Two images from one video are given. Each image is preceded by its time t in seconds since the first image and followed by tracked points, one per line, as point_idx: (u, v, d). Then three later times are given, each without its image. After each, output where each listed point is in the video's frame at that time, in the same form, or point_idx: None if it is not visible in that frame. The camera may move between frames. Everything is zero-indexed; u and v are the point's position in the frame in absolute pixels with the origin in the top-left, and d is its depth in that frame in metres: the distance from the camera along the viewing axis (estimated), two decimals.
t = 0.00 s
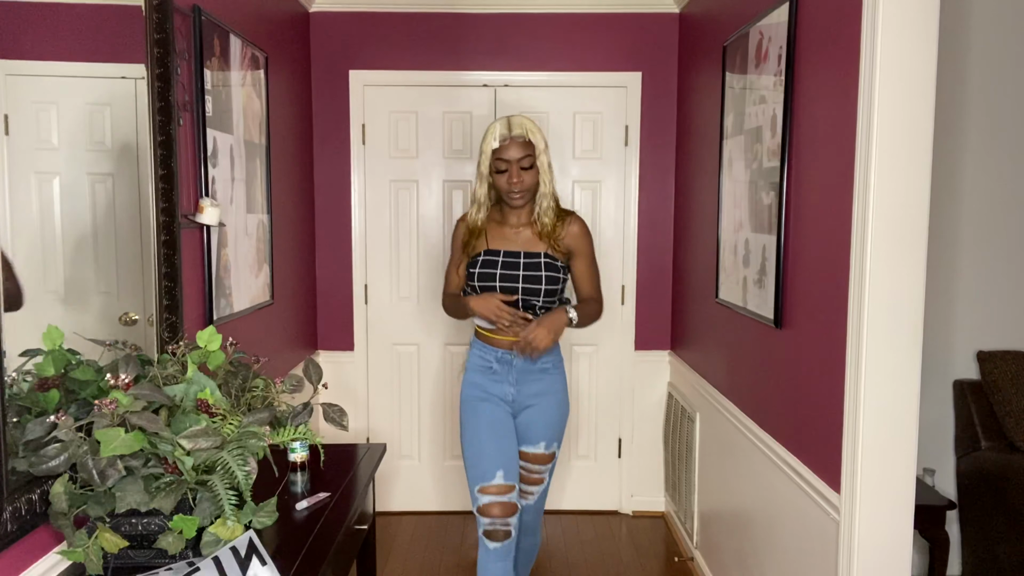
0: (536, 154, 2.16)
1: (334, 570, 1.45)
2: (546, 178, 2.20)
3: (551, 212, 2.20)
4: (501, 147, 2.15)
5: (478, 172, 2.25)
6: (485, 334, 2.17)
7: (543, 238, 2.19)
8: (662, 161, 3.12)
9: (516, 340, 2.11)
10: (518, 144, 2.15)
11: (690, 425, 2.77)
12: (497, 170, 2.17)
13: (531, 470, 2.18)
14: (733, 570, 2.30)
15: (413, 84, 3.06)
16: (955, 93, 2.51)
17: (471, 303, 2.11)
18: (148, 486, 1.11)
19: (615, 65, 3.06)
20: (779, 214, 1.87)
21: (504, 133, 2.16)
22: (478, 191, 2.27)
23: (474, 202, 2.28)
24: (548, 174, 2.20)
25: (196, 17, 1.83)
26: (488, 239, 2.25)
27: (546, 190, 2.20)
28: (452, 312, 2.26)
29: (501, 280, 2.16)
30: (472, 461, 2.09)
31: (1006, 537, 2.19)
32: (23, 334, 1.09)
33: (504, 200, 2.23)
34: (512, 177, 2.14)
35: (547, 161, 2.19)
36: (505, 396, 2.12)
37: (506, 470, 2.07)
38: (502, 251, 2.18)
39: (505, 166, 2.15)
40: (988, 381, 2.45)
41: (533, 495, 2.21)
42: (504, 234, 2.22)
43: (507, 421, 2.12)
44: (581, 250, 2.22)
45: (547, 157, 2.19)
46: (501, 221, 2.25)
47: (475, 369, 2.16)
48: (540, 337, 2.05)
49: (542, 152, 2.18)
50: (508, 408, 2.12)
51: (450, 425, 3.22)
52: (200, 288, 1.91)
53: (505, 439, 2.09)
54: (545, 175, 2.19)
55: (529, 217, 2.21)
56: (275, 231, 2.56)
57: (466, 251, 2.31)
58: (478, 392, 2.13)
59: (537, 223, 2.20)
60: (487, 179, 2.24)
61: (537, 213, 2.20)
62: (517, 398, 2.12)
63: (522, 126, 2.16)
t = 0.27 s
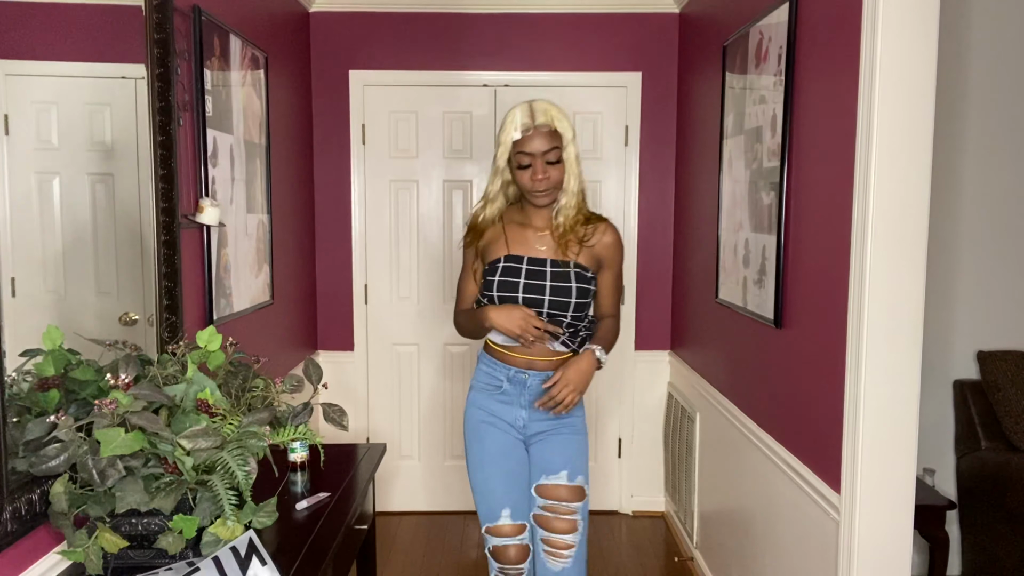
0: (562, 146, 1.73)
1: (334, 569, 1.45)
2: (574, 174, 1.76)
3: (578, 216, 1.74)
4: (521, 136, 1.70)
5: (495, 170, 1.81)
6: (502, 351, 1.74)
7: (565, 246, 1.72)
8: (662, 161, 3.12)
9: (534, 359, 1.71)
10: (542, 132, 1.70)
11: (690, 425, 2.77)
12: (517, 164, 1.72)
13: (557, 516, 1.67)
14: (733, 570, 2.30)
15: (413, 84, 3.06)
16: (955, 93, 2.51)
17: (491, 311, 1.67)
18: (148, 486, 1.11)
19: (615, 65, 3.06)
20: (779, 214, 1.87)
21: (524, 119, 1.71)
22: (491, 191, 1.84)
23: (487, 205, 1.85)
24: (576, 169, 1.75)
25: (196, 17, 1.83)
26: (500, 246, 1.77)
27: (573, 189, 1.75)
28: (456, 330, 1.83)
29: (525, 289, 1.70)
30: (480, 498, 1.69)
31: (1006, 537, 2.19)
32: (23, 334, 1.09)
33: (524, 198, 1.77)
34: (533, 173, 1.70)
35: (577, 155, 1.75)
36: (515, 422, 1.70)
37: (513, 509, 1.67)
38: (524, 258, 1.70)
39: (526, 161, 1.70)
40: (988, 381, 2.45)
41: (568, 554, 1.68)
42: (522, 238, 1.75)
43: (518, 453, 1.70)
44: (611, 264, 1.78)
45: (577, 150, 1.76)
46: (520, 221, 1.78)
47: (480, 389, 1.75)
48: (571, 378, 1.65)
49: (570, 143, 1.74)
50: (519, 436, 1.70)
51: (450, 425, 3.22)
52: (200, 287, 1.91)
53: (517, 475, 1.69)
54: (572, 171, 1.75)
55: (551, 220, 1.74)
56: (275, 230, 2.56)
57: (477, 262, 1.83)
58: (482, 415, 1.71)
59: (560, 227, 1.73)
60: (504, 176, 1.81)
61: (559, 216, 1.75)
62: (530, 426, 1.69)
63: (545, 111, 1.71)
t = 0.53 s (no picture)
0: (578, 96, 1.18)
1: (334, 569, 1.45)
2: (597, 134, 1.21)
3: (605, 198, 1.21)
4: (522, 90, 1.18)
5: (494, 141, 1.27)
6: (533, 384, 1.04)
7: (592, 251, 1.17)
8: (662, 161, 3.12)
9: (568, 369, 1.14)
10: (548, 80, 1.17)
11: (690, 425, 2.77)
12: (518, 130, 1.19)
13: None
14: (733, 570, 2.30)
15: (413, 84, 3.07)
16: (955, 93, 2.51)
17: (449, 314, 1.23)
18: (148, 487, 1.11)
19: (615, 65, 3.07)
20: (779, 214, 1.87)
21: (525, 66, 1.20)
22: (492, 171, 1.28)
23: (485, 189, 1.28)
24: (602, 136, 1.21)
25: (196, 18, 1.83)
26: (500, 246, 1.19)
27: (597, 158, 1.21)
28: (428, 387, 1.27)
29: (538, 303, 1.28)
30: None
31: (1006, 537, 2.19)
32: (23, 334, 1.09)
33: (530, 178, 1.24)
34: (540, 141, 1.16)
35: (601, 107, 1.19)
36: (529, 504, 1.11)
37: None
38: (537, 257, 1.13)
39: (530, 124, 1.18)
40: (988, 381, 2.45)
41: None
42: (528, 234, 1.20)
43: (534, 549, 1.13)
44: (663, 265, 1.20)
45: (601, 98, 1.20)
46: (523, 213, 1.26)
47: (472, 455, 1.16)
48: (655, 372, 1.13)
49: (589, 90, 1.18)
50: (536, 526, 1.12)
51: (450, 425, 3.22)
52: (200, 287, 1.91)
53: None
54: (594, 129, 1.20)
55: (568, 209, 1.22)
56: (275, 231, 2.56)
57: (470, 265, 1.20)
58: (477, 493, 1.14)
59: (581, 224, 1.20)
60: (507, 150, 1.26)
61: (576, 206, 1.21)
62: (551, 509, 1.11)
63: (551, 53, 1.20)
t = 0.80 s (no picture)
0: (559, 97, 1.17)
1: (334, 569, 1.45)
2: (582, 135, 1.19)
3: (592, 199, 1.21)
4: (506, 95, 1.19)
5: (485, 147, 1.30)
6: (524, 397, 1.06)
7: (580, 252, 1.17)
8: (661, 161, 3.12)
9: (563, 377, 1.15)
10: (529, 84, 1.17)
11: (690, 425, 2.77)
12: (503, 135, 1.21)
13: None
14: (733, 570, 2.30)
15: (413, 84, 3.07)
16: (955, 93, 2.51)
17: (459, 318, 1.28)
18: (148, 486, 1.11)
19: (615, 65, 3.07)
20: (779, 214, 1.87)
21: (509, 70, 1.20)
22: (485, 176, 1.31)
23: (479, 193, 1.30)
24: (592, 136, 1.20)
25: (196, 18, 1.83)
26: (492, 250, 1.22)
27: (582, 159, 1.20)
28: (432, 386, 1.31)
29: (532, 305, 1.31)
30: None
31: (1006, 537, 2.19)
32: (23, 334, 1.09)
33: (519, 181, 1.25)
34: (522, 146, 1.17)
35: (585, 108, 1.18)
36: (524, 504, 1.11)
37: None
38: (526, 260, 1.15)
39: (513, 129, 1.19)
40: (988, 381, 2.45)
41: None
42: (518, 236, 1.22)
43: (528, 548, 1.14)
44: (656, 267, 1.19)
45: (587, 98, 1.19)
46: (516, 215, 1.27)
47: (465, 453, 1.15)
48: (649, 377, 1.12)
49: (572, 91, 1.18)
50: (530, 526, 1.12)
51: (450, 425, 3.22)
52: (200, 287, 1.91)
53: None
54: (578, 130, 1.18)
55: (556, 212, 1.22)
56: (275, 231, 2.56)
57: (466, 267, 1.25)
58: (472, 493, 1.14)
59: (570, 225, 1.20)
60: (498, 155, 1.29)
61: (566, 207, 1.21)
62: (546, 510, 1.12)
63: (534, 54, 1.20)
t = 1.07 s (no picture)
0: (553, 97, 1.18)
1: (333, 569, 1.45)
2: (575, 134, 1.19)
3: (583, 200, 1.20)
4: (500, 95, 1.20)
5: (479, 146, 1.30)
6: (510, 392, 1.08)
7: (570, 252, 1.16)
8: (661, 161, 3.12)
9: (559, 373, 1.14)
10: (522, 84, 1.18)
11: (690, 425, 2.77)
12: (497, 135, 1.22)
13: None
14: (733, 570, 2.30)
15: (413, 84, 3.07)
16: (955, 93, 2.51)
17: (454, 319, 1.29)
18: (148, 487, 1.11)
19: (615, 65, 3.07)
20: (779, 214, 1.87)
21: (504, 71, 1.21)
22: (478, 175, 1.32)
23: (473, 193, 1.31)
24: (586, 135, 1.20)
25: (196, 18, 1.83)
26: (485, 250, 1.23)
27: (574, 158, 1.20)
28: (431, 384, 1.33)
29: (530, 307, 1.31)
30: None
31: (1006, 537, 2.19)
32: (23, 334, 1.09)
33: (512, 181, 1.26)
34: (515, 146, 1.19)
35: (578, 108, 1.18)
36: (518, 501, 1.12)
37: None
38: (518, 262, 1.15)
39: (507, 129, 1.20)
40: (988, 381, 2.45)
41: None
42: (510, 236, 1.22)
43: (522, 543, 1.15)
44: (648, 268, 1.18)
45: (580, 98, 1.20)
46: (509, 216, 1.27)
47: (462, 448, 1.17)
48: (638, 375, 1.11)
49: (565, 91, 1.18)
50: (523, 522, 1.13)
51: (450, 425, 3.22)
52: (200, 288, 1.91)
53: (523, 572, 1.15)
54: (571, 130, 1.18)
55: (545, 210, 1.20)
56: (275, 231, 2.56)
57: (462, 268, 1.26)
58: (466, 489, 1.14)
59: (561, 224, 1.19)
60: (492, 154, 1.29)
61: (556, 206, 1.20)
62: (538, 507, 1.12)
63: (529, 54, 1.20)
